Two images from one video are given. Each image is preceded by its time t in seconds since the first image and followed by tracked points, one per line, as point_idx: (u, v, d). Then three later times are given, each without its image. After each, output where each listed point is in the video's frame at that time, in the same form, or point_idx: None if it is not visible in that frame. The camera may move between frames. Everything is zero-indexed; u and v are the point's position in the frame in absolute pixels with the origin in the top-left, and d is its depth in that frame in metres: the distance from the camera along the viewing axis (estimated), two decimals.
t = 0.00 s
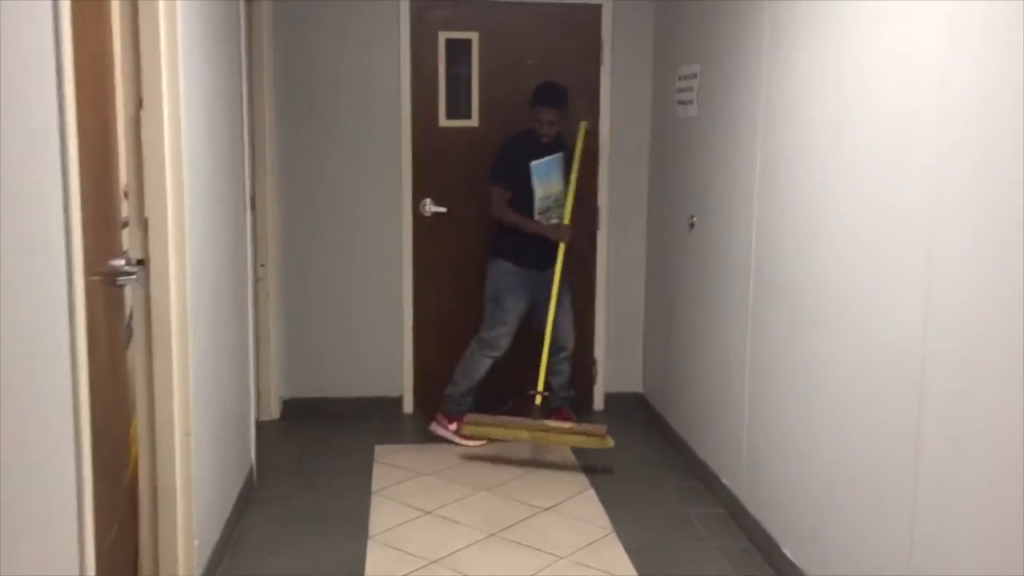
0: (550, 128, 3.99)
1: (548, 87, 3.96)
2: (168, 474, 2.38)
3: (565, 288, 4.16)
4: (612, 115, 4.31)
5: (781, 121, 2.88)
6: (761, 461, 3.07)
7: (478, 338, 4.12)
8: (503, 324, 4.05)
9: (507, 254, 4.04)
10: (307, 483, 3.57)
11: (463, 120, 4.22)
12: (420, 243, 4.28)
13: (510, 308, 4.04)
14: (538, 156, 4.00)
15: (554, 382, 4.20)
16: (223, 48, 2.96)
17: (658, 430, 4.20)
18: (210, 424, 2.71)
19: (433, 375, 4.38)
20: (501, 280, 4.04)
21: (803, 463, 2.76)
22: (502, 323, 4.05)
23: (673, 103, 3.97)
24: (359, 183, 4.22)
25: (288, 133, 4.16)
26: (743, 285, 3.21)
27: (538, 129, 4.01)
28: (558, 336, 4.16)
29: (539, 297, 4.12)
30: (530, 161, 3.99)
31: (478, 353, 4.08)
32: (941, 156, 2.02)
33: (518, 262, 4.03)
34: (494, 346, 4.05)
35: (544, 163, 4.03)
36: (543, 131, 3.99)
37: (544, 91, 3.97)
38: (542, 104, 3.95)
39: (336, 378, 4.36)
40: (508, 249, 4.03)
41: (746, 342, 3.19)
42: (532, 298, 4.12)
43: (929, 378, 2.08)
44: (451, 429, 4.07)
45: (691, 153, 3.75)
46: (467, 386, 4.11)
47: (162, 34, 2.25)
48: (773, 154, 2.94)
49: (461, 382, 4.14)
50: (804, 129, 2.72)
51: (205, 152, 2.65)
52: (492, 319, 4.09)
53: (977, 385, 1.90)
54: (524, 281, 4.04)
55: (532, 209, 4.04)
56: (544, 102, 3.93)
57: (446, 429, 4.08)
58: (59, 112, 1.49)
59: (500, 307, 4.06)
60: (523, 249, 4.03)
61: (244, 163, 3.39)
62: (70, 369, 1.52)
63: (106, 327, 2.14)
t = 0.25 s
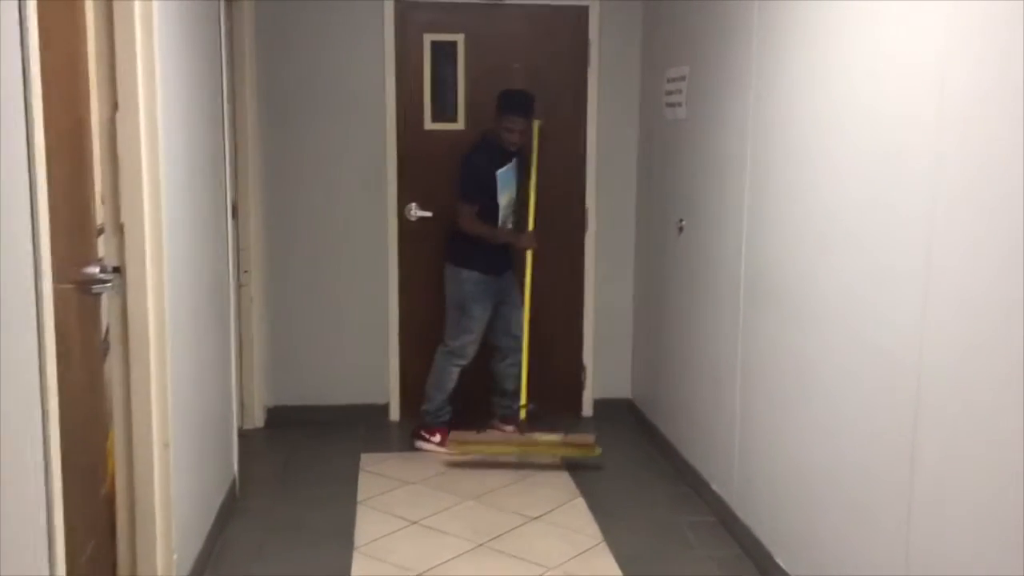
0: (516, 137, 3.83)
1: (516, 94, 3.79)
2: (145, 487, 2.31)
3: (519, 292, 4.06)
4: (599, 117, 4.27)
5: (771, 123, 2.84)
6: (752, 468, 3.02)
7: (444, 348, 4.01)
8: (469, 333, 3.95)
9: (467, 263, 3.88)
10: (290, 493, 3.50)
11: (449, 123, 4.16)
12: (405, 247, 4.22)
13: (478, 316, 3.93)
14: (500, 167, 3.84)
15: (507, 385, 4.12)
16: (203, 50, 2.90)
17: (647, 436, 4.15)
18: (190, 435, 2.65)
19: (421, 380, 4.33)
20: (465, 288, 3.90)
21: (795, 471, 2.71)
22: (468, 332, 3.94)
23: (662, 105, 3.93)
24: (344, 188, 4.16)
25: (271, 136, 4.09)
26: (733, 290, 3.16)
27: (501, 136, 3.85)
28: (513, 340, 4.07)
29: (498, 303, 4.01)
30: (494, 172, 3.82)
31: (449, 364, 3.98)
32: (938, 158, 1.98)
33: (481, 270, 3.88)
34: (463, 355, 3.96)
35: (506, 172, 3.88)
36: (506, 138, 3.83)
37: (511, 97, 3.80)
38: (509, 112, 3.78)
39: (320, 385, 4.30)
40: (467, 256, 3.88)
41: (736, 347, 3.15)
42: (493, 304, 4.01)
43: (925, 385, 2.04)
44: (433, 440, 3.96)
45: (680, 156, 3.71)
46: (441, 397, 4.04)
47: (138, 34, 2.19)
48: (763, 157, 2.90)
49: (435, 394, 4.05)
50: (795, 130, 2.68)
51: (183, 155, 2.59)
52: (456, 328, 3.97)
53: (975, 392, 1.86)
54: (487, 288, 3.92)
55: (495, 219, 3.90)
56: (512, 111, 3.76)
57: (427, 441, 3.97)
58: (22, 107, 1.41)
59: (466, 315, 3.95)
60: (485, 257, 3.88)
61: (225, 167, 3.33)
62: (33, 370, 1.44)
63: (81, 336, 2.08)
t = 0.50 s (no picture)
0: (497, 126, 3.74)
1: (494, 83, 3.69)
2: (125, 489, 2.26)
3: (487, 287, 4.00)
4: (589, 111, 4.21)
5: (765, 116, 2.79)
6: (745, 467, 2.98)
7: (427, 344, 3.92)
8: (450, 329, 3.86)
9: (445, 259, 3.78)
10: (275, 491, 3.44)
11: (437, 116, 4.10)
12: (393, 242, 4.16)
13: (459, 312, 3.85)
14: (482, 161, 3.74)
15: (453, 381, 4.07)
16: (184, 39, 2.83)
17: (637, 433, 4.11)
18: (172, 434, 2.58)
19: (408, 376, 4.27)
20: (446, 284, 3.80)
21: (789, 469, 2.67)
22: (449, 328, 3.86)
23: (652, 98, 3.88)
24: (330, 182, 4.10)
25: (255, 127, 4.02)
26: (726, 286, 3.12)
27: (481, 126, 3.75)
28: (473, 337, 4.01)
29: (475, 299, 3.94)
30: (475, 164, 3.71)
31: (433, 361, 3.90)
32: (935, 152, 1.94)
33: (461, 266, 3.79)
34: (446, 351, 3.88)
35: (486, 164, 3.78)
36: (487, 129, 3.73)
37: (490, 86, 3.70)
38: (489, 101, 3.69)
39: (306, 381, 4.23)
40: (443, 251, 3.79)
41: (729, 344, 3.11)
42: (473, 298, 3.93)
43: (923, 383, 2.00)
44: (419, 438, 3.93)
45: (671, 149, 3.66)
46: (428, 395, 3.96)
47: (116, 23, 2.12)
48: (756, 149, 2.85)
49: (421, 391, 3.97)
50: (790, 124, 2.63)
51: (165, 148, 2.53)
52: (436, 324, 3.88)
53: (973, 390, 1.82)
54: (467, 284, 3.83)
55: (472, 214, 3.81)
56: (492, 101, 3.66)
57: (413, 438, 3.94)
58: None
59: (447, 311, 3.86)
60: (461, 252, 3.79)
61: (208, 160, 3.27)
62: (2, 358, 1.38)
63: (56, 334, 2.02)
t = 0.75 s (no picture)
0: (513, 116, 3.66)
1: (509, 73, 3.61)
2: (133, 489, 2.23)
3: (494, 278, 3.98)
4: (604, 101, 4.15)
5: (783, 106, 2.73)
6: (763, 463, 2.92)
7: (444, 339, 3.86)
8: (469, 323, 3.82)
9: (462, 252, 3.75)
10: (288, 488, 3.42)
11: (449, 108, 4.05)
12: (405, 236, 4.12)
13: (477, 305, 3.81)
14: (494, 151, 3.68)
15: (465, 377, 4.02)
16: (191, 33, 2.80)
17: (654, 428, 4.06)
18: (181, 432, 2.56)
19: (422, 371, 4.23)
20: (463, 278, 3.76)
21: (808, 466, 2.61)
22: (469, 322, 3.81)
23: (668, 88, 3.81)
24: (341, 176, 4.06)
25: (267, 121, 3.99)
26: (743, 279, 3.06)
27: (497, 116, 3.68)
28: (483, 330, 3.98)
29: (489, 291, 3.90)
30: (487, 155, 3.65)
31: (452, 356, 3.85)
32: (957, 140, 1.88)
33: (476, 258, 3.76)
34: (466, 346, 3.84)
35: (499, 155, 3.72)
36: (502, 119, 3.66)
37: (505, 76, 3.62)
38: (505, 91, 3.61)
39: (319, 376, 4.21)
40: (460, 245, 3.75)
41: (746, 338, 3.05)
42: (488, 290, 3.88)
43: (945, 379, 1.94)
44: (433, 433, 3.89)
45: (686, 139, 3.60)
46: (445, 391, 3.91)
47: (119, 17, 2.08)
48: (774, 139, 2.79)
49: (437, 387, 3.92)
50: (808, 114, 2.57)
51: (171, 143, 2.49)
52: (453, 318, 3.83)
53: (997, 386, 1.76)
54: (483, 276, 3.80)
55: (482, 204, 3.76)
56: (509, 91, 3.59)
57: (427, 434, 3.90)
58: None
59: (466, 306, 3.81)
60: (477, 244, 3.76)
61: (217, 155, 3.24)
62: None
63: (60, 333, 1.99)
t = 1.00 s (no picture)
0: (525, 134, 3.62)
1: (520, 91, 3.57)
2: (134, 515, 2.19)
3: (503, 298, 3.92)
4: (621, 120, 4.10)
5: (802, 125, 2.66)
6: (782, 492, 2.84)
7: (454, 361, 3.79)
8: (479, 343, 3.75)
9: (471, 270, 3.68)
10: (298, 512, 3.37)
11: (464, 127, 4.01)
12: (419, 256, 4.07)
13: (487, 324, 3.74)
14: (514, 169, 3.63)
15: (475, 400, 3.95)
16: (202, 53, 2.77)
17: (672, 453, 3.98)
18: (186, 455, 2.51)
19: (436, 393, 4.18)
20: (473, 297, 3.69)
21: (828, 495, 2.54)
22: (479, 342, 3.74)
23: (686, 107, 3.76)
24: (355, 196, 4.03)
25: (281, 140, 3.97)
26: (762, 302, 2.99)
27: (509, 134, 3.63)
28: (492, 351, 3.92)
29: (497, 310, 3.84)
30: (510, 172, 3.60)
31: (462, 378, 3.78)
32: (984, 160, 1.81)
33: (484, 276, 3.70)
34: (476, 367, 3.76)
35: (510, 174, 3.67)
36: (515, 138, 3.62)
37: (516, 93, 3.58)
38: (517, 108, 3.56)
39: (333, 397, 4.16)
40: (470, 264, 3.68)
41: (764, 363, 2.97)
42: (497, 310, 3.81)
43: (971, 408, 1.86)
44: (446, 457, 3.83)
45: (704, 159, 3.54)
46: (456, 414, 3.84)
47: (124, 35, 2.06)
48: (793, 159, 2.72)
49: (449, 410, 3.85)
50: (828, 133, 2.50)
51: (179, 163, 2.46)
52: (463, 339, 3.76)
53: None
54: (491, 294, 3.74)
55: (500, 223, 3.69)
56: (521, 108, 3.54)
57: (439, 458, 3.84)
58: None
59: (476, 325, 3.74)
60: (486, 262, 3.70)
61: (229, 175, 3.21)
62: None
63: (61, 355, 1.96)
